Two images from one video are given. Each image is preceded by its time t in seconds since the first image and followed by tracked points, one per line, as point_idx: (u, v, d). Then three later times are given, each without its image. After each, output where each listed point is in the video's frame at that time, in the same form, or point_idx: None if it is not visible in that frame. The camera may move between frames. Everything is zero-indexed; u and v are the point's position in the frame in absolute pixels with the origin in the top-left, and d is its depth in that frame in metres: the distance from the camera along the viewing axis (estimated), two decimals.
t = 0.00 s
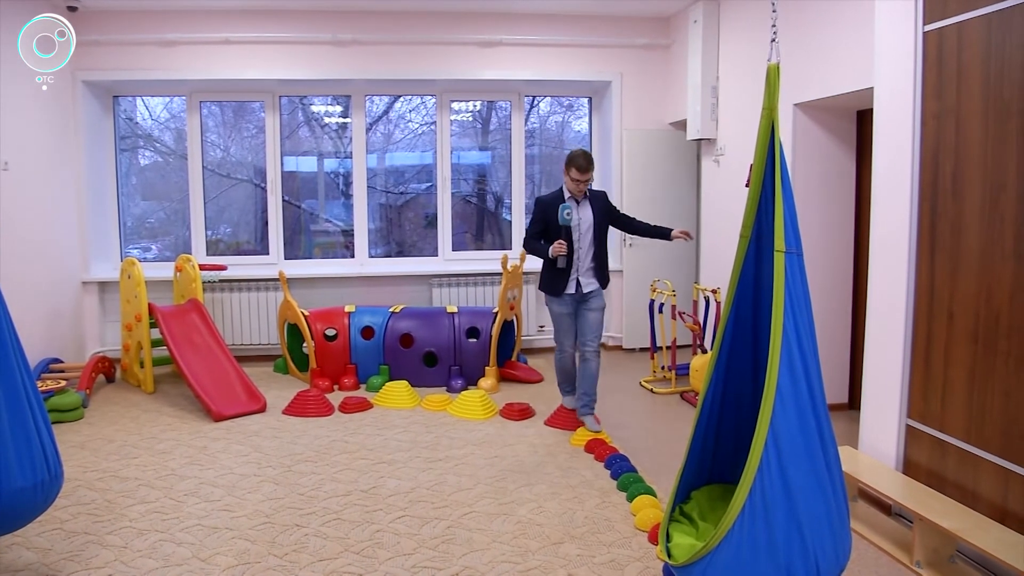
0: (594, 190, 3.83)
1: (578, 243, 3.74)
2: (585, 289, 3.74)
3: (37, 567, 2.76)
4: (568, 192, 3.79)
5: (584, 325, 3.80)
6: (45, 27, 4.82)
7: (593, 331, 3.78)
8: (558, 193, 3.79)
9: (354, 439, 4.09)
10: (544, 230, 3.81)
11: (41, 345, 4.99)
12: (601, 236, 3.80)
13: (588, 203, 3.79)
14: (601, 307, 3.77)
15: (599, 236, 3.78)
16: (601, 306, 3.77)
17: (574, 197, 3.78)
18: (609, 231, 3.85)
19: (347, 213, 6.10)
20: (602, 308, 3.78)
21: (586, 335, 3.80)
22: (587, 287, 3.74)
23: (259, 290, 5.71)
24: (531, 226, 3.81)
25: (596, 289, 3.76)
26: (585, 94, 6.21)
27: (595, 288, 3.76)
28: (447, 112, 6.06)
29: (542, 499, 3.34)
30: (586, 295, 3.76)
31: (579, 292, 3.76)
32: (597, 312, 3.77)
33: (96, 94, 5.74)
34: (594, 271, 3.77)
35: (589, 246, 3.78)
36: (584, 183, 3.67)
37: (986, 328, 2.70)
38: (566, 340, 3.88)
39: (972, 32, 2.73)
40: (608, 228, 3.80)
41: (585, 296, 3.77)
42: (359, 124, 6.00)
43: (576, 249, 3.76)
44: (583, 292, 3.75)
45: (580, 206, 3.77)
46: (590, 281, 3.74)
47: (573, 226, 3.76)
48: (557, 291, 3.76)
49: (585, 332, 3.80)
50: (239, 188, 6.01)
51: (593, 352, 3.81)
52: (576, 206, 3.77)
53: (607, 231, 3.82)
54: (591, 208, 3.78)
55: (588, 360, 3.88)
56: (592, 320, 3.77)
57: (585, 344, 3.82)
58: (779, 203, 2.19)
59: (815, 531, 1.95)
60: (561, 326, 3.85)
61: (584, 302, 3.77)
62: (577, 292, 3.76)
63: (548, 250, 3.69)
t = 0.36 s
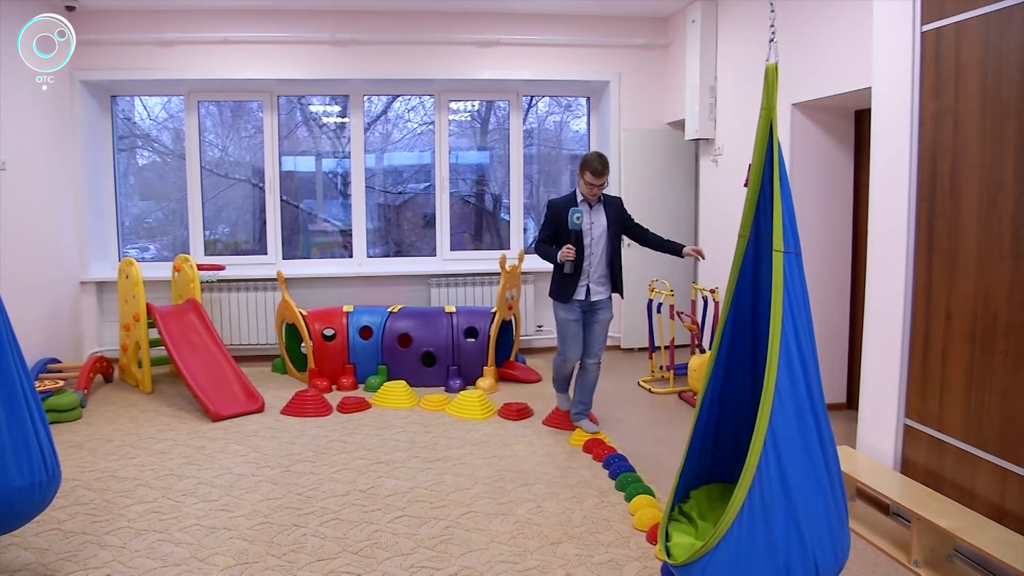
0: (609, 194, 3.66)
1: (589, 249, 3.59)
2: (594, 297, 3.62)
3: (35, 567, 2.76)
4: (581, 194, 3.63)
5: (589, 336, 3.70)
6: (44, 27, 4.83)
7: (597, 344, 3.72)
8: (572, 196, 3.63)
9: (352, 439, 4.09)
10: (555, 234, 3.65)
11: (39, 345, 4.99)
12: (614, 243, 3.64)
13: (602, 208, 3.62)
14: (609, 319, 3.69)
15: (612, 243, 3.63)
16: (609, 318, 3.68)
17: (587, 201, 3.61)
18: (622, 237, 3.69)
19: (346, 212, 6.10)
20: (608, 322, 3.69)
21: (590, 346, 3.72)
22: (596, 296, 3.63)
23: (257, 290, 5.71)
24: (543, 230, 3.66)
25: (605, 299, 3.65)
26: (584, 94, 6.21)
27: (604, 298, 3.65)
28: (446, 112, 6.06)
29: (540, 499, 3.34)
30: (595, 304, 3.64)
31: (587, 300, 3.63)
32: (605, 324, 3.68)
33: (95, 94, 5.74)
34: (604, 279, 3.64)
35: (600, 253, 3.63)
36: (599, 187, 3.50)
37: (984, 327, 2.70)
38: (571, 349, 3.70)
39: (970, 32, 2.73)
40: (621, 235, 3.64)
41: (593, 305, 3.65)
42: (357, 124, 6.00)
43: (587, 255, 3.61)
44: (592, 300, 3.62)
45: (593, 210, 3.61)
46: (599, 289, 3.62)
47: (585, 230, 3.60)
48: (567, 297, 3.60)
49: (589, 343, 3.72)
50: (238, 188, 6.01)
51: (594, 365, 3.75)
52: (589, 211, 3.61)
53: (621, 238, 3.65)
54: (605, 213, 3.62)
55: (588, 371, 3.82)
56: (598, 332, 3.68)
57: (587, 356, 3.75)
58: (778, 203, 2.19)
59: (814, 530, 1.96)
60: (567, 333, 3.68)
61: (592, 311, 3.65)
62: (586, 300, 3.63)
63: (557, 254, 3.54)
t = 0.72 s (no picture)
0: (614, 194, 3.63)
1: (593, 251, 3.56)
2: (602, 298, 3.57)
3: (33, 567, 2.76)
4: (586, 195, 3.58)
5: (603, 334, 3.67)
6: (44, 28, 4.83)
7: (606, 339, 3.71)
8: (576, 197, 3.59)
9: (351, 439, 4.09)
10: (559, 236, 3.61)
11: (37, 345, 4.99)
12: (619, 243, 3.60)
13: (606, 208, 3.60)
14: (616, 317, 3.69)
15: (617, 243, 3.59)
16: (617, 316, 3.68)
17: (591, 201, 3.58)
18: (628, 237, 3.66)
19: (344, 212, 6.10)
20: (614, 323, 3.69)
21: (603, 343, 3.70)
22: (605, 297, 3.58)
23: (255, 290, 5.70)
24: (547, 233, 3.62)
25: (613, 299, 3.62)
26: (582, 93, 6.21)
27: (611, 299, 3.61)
28: (444, 111, 6.05)
29: (539, 499, 3.34)
30: (605, 305, 3.61)
31: (596, 302, 3.58)
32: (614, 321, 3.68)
33: (93, 94, 5.73)
34: (610, 280, 3.60)
35: (605, 255, 3.60)
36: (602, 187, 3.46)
37: (982, 326, 2.71)
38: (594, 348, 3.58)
39: (968, 32, 2.73)
40: (627, 235, 3.60)
41: (603, 307, 3.61)
42: (356, 124, 5.99)
43: (592, 256, 3.58)
44: (601, 302, 3.57)
45: (597, 211, 3.58)
46: (606, 290, 3.58)
47: (590, 232, 3.57)
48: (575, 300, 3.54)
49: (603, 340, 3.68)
50: (236, 188, 6.01)
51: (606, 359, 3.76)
52: (593, 212, 3.58)
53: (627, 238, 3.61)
54: (609, 213, 3.59)
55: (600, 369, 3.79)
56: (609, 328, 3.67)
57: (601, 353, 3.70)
58: (777, 203, 2.19)
59: (814, 529, 1.96)
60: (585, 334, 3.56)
61: (603, 311, 3.61)
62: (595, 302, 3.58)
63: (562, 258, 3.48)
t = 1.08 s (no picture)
0: (615, 194, 3.52)
1: (597, 254, 3.43)
2: (608, 304, 3.44)
3: (29, 567, 2.75)
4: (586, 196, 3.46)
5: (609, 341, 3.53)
6: (43, 28, 4.85)
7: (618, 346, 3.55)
8: (576, 199, 3.47)
9: (348, 438, 4.09)
10: (559, 239, 3.48)
11: (34, 345, 4.98)
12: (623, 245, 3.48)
13: (609, 209, 3.49)
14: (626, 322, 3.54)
15: (621, 246, 3.46)
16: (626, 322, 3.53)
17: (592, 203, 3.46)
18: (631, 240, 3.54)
19: (342, 212, 6.09)
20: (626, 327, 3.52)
21: (611, 350, 3.56)
22: (611, 302, 3.45)
23: (253, 290, 5.70)
24: (546, 236, 3.49)
25: (620, 304, 3.48)
26: (580, 93, 6.21)
27: (618, 304, 3.47)
28: (442, 111, 6.05)
29: (537, 499, 3.34)
30: (612, 311, 3.47)
31: (602, 308, 3.44)
32: (623, 327, 3.52)
33: (91, 93, 5.74)
34: (615, 284, 3.47)
35: (609, 258, 3.47)
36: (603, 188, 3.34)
37: (979, 325, 2.71)
38: (593, 360, 3.48)
39: (965, 31, 2.74)
40: (630, 238, 3.48)
41: (610, 312, 3.48)
42: (353, 124, 5.99)
43: (595, 260, 3.45)
44: (607, 308, 3.44)
45: (599, 213, 3.46)
46: (611, 295, 3.44)
47: (592, 234, 3.45)
48: (577, 307, 3.43)
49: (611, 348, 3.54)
50: (234, 188, 6.01)
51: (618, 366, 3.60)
52: (596, 213, 3.46)
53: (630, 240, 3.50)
54: (612, 215, 3.48)
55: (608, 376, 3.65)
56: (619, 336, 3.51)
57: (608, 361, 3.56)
58: (774, 202, 2.20)
59: (812, 527, 1.96)
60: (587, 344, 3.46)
61: (609, 318, 3.47)
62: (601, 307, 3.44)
63: (563, 262, 3.36)
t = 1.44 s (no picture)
0: (620, 194, 3.42)
1: (598, 256, 3.35)
2: (608, 306, 3.36)
3: (29, 566, 2.75)
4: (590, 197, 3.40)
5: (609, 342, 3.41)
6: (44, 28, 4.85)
7: (624, 345, 3.37)
8: (579, 199, 3.42)
9: (347, 438, 4.09)
10: (561, 239, 3.44)
11: (33, 344, 4.98)
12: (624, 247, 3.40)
13: (612, 210, 3.40)
14: (628, 322, 3.38)
15: (623, 247, 3.38)
16: (627, 320, 3.37)
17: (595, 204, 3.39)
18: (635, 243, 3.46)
19: (341, 211, 6.09)
20: (627, 322, 3.38)
21: (614, 350, 3.38)
22: (611, 304, 3.36)
23: (252, 289, 5.70)
24: (548, 235, 3.45)
25: (621, 306, 3.39)
26: (579, 92, 6.21)
27: (618, 306, 3.38)
28: (441, 110, 6.05)
29: (536, 498, 3.34)
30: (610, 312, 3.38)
31: (601, 310, 3.36)
32: (624, 326, 3.38)
33: (90, 93, 5.74)
34: (616, 286, 3.39)
35: (611, 260, 3.39)
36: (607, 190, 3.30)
37: (978, 324, 2.71)
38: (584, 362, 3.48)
39: (964, 30, 2.74)
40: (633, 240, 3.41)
41: (610, 314, 3.38)
42: (352, 123, 5.98)
43: (596, 262, 3.37)
44: (606, 310, 3.36)
45: (603, 214, 3.38)
46: (612, 297, 3.36)
47: (595, 236, 3.36)
48: (576, 309, 3.38)
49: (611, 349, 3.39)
50: (233, 187, 6.00)
51: (623, 368, 3.37)
52: (598, 214, 3.38)
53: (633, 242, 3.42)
54: (615, 215, 3.39)
55: (614, 381, 3.47)
56: (619, 334, 3.37)
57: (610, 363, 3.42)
58: (774, 200, 2.20)
59: (811, 527, 1.96)
60: (581, 347, 3.46)
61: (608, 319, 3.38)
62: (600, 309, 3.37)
63: (564, 264, 3.33)
